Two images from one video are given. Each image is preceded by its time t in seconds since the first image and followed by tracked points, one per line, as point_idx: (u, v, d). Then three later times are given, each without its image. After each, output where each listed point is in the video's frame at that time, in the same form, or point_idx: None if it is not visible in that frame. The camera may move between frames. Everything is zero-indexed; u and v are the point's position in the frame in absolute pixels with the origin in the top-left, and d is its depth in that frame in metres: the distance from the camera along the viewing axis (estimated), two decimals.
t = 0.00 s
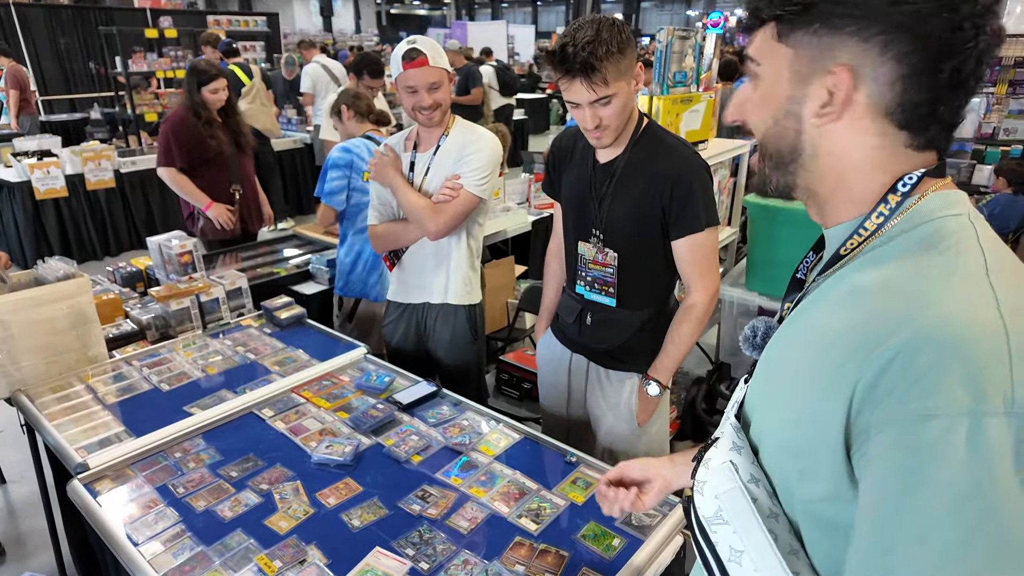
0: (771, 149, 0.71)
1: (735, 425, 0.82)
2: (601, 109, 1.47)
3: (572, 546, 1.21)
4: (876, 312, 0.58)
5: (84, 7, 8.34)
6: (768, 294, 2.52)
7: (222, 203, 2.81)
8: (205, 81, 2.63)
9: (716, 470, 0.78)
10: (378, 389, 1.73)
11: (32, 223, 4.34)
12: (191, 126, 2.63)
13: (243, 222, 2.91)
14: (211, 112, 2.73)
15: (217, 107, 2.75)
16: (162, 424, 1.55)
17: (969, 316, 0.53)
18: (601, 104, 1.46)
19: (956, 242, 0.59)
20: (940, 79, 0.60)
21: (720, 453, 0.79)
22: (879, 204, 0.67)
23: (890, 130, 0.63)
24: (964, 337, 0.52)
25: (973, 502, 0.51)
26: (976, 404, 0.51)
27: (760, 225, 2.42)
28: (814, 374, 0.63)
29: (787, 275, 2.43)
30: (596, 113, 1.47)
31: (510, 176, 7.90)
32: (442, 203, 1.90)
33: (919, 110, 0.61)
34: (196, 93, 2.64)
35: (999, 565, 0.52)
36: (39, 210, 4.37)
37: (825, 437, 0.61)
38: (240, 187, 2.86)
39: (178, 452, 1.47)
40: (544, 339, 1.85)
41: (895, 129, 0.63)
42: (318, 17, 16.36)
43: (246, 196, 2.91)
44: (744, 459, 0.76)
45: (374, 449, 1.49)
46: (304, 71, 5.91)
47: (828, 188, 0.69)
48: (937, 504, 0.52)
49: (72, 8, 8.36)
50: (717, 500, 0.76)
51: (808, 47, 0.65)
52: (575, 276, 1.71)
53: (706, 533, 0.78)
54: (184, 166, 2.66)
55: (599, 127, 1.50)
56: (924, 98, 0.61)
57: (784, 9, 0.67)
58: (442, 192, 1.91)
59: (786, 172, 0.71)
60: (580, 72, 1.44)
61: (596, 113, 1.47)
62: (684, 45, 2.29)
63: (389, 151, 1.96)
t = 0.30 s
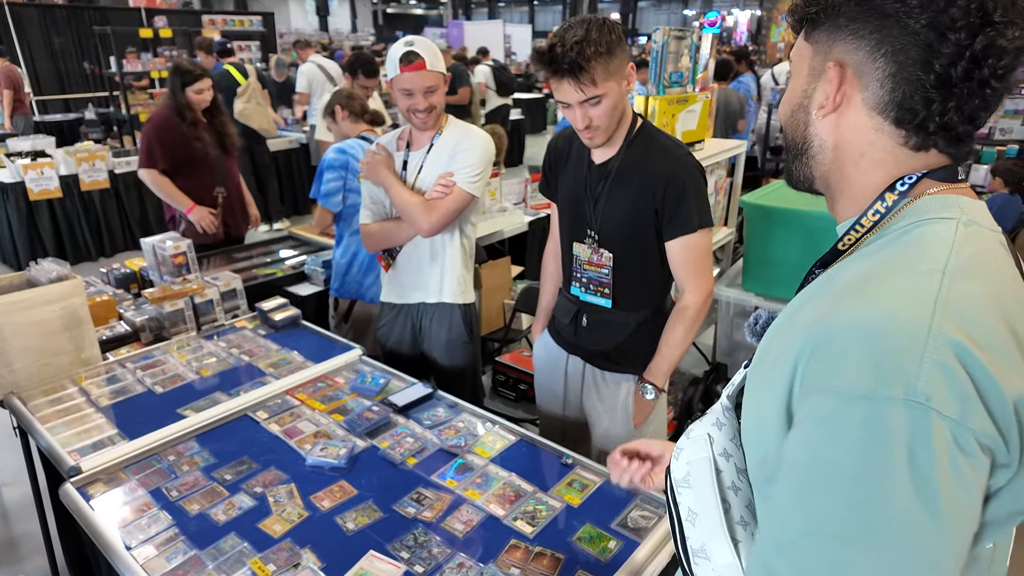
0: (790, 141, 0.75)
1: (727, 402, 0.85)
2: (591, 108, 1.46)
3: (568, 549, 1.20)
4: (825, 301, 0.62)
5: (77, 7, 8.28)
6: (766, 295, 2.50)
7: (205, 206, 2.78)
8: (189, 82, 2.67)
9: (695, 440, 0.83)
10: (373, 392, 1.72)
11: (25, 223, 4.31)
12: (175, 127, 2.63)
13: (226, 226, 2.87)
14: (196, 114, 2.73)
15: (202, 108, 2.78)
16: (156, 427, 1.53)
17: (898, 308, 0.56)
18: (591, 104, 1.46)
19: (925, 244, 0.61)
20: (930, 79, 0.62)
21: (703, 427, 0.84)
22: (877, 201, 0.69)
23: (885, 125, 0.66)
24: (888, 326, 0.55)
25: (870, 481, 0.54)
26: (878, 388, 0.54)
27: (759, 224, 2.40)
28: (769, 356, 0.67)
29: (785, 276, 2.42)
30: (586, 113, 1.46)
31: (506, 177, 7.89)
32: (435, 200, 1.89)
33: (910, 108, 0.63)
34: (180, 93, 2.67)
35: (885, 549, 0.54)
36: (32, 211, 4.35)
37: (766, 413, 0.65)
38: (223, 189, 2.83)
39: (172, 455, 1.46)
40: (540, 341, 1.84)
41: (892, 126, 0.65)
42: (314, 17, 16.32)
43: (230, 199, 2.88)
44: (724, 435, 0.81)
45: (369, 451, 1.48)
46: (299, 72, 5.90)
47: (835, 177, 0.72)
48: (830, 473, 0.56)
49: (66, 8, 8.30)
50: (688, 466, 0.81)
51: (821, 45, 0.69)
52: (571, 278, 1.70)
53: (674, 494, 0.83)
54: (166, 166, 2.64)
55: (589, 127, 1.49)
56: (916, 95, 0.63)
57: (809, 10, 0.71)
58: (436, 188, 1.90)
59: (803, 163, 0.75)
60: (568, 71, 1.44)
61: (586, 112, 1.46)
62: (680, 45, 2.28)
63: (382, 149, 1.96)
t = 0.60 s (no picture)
0: (794, 136, 0.73)
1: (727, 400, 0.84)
2: (592, 103, 1.46)
3: (564, 552, 1.19)
4: (826, 291, 0.62)
5: (73, 6, 8.19)
6: (762, 296, 2.50)
7: (180, 210, 2.75)
8: (167, 82, 2.60)
9: (696, 437, 0.82)
10: (368, 393, 1.71)
11: (20, 225, 4.30)
12: (147, 130, 2.62)
13: (201, 231, 2.82)
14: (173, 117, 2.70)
15: (180, 109, 2.73)
16: (149, 430, 1.53)
17: (901, 298, 0.56)
18: (592, 97, 1.46)
19: (921, 236, 0.61)
20: (960, 75, 0.62)
21: (703, 423, 0.83)
22: (879, 197, 0.70)
23: (907, 120, 0.65)
24: (890, 315, 0.55)
25: (868, 468, 0.54)
26: (880, 376, 0.54)
27: (754, 225, 2.40)
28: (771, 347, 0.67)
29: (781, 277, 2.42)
30: (588, 107, 1.46)
31: (502, 177, 7.89)
32: (431, 204, 1.88)
33: (937, 103, 0.63)
34: (158, 95, 2.62)
35: (887, 536, 0.54)
36: (27, 212, 4.33)
37: (768, 403, 0.65)
38: (199, 195, 2.78)
39: (165, 458, 1.45)
40: (535, 342, 1.84)
41: (913, 121, 0.65)
42: (311, 18, 16.28)
43: (207, 204, 2.83)
44: (724, 430, 0.80)
45: (364, 453, 1.48)
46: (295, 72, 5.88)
47: (842, 175, 0.71)
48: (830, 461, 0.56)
49: (60, 7, 8.17)
50: (689, 463, 0.80)
51: (838, 38, 0.67)
52: (565, 279, 1.70)
53: (674, 492, 0.83)
54: (136, 171, 2.63)
55: (590, 123, 1.48)
56: (944, 89, 0.62)
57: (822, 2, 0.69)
58: (431, 194, 1.89)
59: (808, 161, 0.73)
60: (574, 62, 1.43)
61: (587, 107, 1.46)
62: (675, 46, 2.28)
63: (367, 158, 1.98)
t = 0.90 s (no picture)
0: (768, 143, 0.74)
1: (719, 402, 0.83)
2: (607, 89, 1.48)
3: (558, 551, 1.20)
4: (830, 291, 0.62)
5: (71, 8, 8.18)
6: (755, 296, 2.51)
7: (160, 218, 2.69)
8: (144, 86, 2.54)
9: (698, 442, 0.79)
10: (365, 394, 1.72)
11: (18, 226, 4.29)
12: (122, 137, 2.54)
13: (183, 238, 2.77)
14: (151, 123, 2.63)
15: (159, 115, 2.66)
16: (146, 431, 1.53)
17: (910, 294, 0.56)
18: (606, 83, 1.48)
19: (914, 231, 0.61)
20: (920, 87, 0.63)
21: (703, 427, 0.81)
22: (859, 195, 0.70)
23: (871, 128, 0.66)
24: (902, 312, 0.56)
25: (902, 465, 0.54)
26: (903, 373, 0.54)
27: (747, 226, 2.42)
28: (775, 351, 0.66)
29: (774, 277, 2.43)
30: (603, 91, 1.48)
31: (500, 177, 7.90)
32: (430, 207, 1.89)
33: (899, 111, 0.64)
34: (135, 99, 2.54)
35: (928, 528, 0.54)
36: (25, 214, 4.33)
37: (783, 406, 0.64)
38: (180, 201, 2.73)
39: (162, 459, 1.46)
40: (527, 342, 1.85)
41: (877, 129, 0.66)
42: (309, 19, 16.30)
43: (189, 211, 2.78)
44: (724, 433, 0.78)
45: (360, 454, 1.48)
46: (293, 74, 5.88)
47: (815, 178, 0.71)
48: (864, 459, 0.55)
49: (58, 8, 8.15)
50: (695, 468, 0.78)
51: (805, 47, 0.69)
52: (559, 279, 1.70)
53: (684, 499, 0.81)
54: (113, 180, 2.55)
55: (602, 109, 1.49)
56: (904, 101, 0.64)
57: (788, 12, 0.71)
58: (430, 197, 1.89)
59: (781, 164, 0.74)
60: (595, 42, 1.46)
61: (603, 91, 1.48)
62: (670, 49, 2.29)
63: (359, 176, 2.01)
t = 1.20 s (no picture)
0: (751, 144, 0.75)
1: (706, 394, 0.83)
2: (602, 87, 1.49)
3: (554, 552, 1.20)
4: (823, 288, 0.62)
5: (66, 9, 8.15)
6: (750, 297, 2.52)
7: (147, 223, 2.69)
8: (128, 88, 2.53)
9: (687, 433, 0.78)
10: (361, 396, 1.72)
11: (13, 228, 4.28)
12: (105, 142, 2.53)
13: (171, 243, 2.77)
14: (133, 126, 2.60)
15: (142, 117, 2.64)
16: (142, 433, 1.53)
17: (900, 289, 0.57)
18: (603, 78, 1.48)
19: (899, 230, 0.62)
20: (881, 91, 0.64)
21: (691, 418, 0.79)
22: (844, 195, 0.70)
23: (842, 130, 0.67)
24: (894, 307, 0.56)
25: (900, 456, 0.54)
26: (898, 366, 0.54)
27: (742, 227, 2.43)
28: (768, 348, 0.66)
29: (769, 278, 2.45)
30: (598, 88, 1.48)
31: (497, 178, 7.92)
32: (426, 209, 1.89)
33: (868, 112, 0.65)
34: (119, 102, 2.52)
35: (928, 520, 0.55)
36: (20, 216, 4.31)
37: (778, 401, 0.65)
38: (166, 206, 2.72)
39: (158, 462, 1.45)
40: (520, 345, 1.85)
41: (848, 130, 0.67)
42: (305, 21, 16.30)
43: (175, 216, 2.76)
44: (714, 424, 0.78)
45: (357, 456, 1.48)
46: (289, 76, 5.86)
47: (799, 178, 0.72)
48: (864, 453, 0.56)
49: (53, 9, 8.12)
50: (685, 458, 0.77)
51: (776, 58, 0.70)
52: (555, 279, 1.70)
53: (674, 488, 0.80)
54: (96, 187, 2.54)
55: (595, 107, 1.49)
56: (870, 104, 0.65)
57: (762, 21, 0.71)
58: (426, 199, 1.89)
59: (764, 165, 0.74)
60: (594, 37, 1.47)
61: (597, 87, 1.48)
62: (665, 50, 2.30)
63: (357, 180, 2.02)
